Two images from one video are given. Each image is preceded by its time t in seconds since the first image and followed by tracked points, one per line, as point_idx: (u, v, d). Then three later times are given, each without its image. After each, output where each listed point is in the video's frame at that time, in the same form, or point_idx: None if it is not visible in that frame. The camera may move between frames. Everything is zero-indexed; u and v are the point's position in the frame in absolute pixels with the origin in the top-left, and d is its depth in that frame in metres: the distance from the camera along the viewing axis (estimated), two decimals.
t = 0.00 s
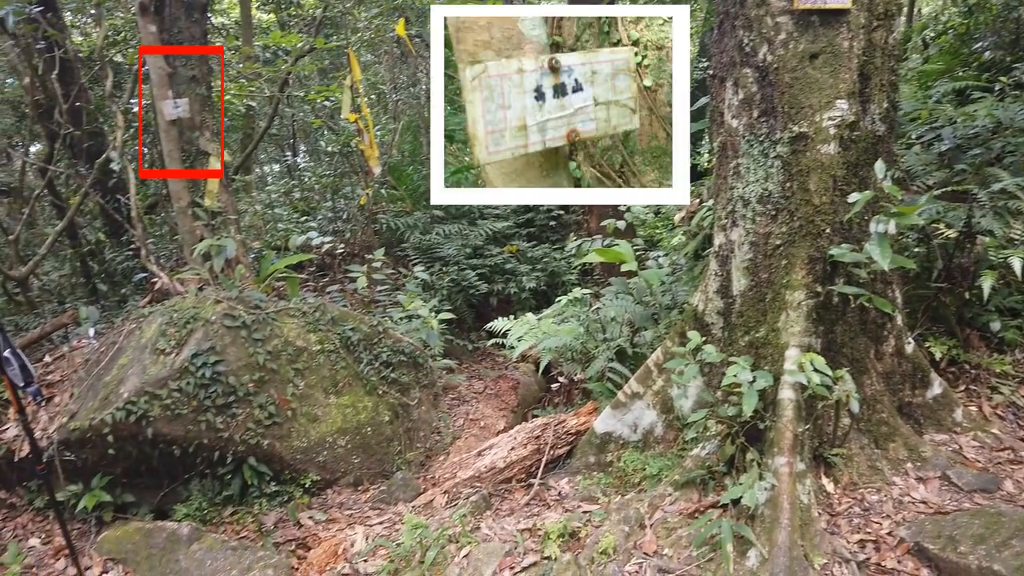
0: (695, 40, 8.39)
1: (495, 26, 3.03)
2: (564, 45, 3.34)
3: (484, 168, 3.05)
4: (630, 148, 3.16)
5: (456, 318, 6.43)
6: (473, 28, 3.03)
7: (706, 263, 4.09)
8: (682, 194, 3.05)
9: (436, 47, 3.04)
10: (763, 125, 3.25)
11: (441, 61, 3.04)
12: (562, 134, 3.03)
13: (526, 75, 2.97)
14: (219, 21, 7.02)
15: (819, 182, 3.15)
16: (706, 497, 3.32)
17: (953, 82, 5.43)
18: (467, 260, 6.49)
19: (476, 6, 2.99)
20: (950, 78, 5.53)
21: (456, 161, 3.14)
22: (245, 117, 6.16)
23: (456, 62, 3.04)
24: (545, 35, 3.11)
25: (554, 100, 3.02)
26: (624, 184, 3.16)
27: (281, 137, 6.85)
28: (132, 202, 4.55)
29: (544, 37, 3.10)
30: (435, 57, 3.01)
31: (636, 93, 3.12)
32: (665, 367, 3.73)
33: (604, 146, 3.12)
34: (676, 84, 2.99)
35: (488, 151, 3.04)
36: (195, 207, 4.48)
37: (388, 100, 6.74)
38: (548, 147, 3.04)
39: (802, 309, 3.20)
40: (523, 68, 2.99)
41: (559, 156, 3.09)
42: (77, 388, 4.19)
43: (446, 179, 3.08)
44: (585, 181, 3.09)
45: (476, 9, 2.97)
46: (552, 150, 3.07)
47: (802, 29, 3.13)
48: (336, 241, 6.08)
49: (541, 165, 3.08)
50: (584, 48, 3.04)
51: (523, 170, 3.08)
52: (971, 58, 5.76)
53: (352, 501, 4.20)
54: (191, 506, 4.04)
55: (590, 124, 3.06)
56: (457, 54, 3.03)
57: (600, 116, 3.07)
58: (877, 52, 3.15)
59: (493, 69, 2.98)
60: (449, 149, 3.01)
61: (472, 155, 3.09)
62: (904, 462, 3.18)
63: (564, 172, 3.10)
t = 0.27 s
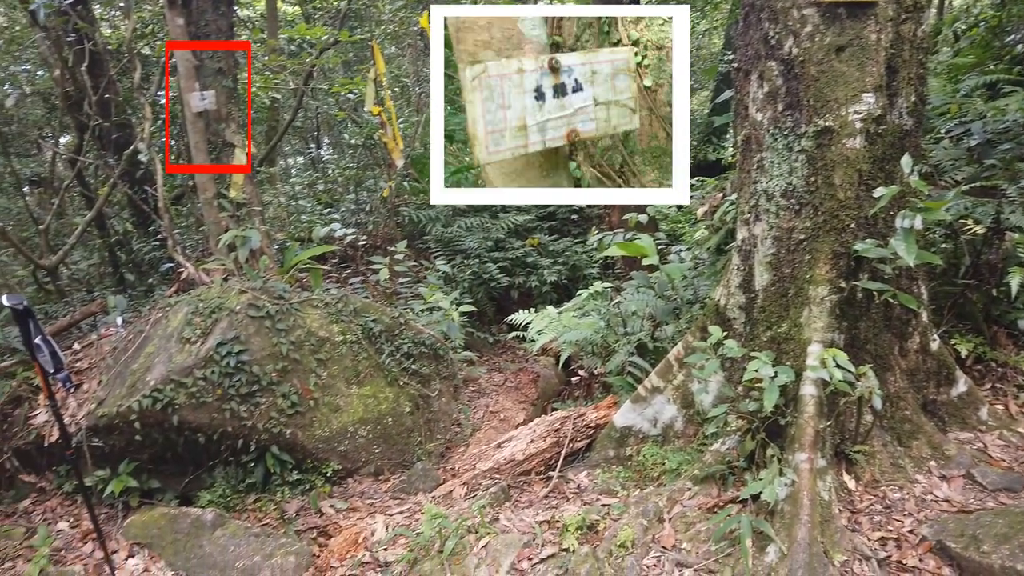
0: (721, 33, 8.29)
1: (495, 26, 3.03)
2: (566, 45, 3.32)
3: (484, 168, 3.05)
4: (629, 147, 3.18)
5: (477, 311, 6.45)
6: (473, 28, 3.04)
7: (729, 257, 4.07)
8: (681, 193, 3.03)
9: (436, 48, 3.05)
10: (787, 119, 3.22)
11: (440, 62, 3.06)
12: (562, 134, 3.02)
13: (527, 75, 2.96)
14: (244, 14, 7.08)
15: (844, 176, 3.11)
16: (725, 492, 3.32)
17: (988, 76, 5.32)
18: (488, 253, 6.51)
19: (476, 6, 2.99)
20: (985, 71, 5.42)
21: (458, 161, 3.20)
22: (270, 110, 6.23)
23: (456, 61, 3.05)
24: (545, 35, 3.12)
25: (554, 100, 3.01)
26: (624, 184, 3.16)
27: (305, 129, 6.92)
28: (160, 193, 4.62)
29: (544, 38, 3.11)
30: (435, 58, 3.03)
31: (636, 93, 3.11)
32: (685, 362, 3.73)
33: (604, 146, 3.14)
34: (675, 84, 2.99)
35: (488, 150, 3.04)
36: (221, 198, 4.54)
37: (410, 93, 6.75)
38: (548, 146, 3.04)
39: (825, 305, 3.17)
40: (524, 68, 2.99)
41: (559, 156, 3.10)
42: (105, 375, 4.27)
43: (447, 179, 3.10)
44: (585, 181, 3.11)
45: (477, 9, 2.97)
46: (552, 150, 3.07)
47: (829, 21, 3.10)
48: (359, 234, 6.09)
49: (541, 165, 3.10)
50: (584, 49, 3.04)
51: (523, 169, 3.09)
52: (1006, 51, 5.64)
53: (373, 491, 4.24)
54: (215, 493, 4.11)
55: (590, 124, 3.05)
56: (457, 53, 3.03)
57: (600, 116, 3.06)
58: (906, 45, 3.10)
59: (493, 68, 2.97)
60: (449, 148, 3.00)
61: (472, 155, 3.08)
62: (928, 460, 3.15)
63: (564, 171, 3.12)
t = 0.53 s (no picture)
0: (748, 26, 8.18)
1: (495, 26, 3.03)
2: (566, 44, 3.30)
3: (484, 168, 3.04)
4: (630, 148, 3.19)
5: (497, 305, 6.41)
6: (473, 28, 3.03)
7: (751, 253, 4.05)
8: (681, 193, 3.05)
9: (437, 47, 3.01)
10: (811, 114, 3.19)
11: (441, 60, 3.01)
12: (562, 134, 3.02)
13: (527, 75, 2.96)
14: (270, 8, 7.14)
15: (867, 172, 3.07)
16: (744, 489, 3.31)
17: None
18: (509, 247, 6.52)
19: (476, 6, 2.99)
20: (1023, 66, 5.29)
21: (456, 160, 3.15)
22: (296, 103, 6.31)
23: (456, 61, 3.04)
24: (545, 35, 3.12)
25: (554, 100, 3.00)
26: (624, 184, 3.16)
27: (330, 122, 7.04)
28: (185, 185, 4.67)
29: (544, 37, 3.11)
30: (435, 56, 2.99)
31: (636, 93, 3.11)
32: (705, 358, 3.72)
33: (604, 146, 3.15)
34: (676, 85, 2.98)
35: (488, 151, 3.04)
36: (245, 190, 4.59)
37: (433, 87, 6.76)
38: (548, 146, 3.04)
39: (847, 302, 3.14)
40: (523, 68, 2.98)
41: (559, 156, 3.10)
42: (130, 364, 4.34)
43: (446, 179, 3.08)
44: (585, 181, 3.12)
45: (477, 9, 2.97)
46: (552, 150, 3.07)
47: (854, 15, 3.06)
48: (381, 227, 6.10)
49: (541, 165, 3.10)
50: (585, 50, 3.04)
51: (523, 170, 3.09)
52: None
53: (392, 481, 4.27)
54: (237, 481, 4.17)
55: (590, 124, 3.05)
56: (457, 53, 3.02)
57: (600, 116, 3.06)
58: (933, 38, 3.05)
59: (493, 68, 2.97)
60: (449, 148, 2.99)
61: (472, 155, 3.07)
62: (950, 460, 3.12)
63: (564, 171, 3.12)
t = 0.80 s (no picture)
0: (774, 21, 8.05)
1: (495, 25, 3.05)
2: (568, 44, 3.17)
3: (484, 168, 3.09)
4: (630, 148, 3.19)
5: (516, 301, 6.33)
6: (473, 28, 3.06)
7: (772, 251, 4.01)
8: (681, 193, 3.05)
9: (437, 46, 3.04)
10: (835, 110, 3.14)
11: (441, 59, 3.03)
12: (562, 134, 3.07)
13: (527, 75, 3.01)
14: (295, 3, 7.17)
15: (893, 169, 3.02)
16: (762, 489, 3.28)
17: None
18: (530, 242, 6.45)
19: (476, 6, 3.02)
20: None
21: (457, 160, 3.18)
22: (319, 98, 6.36)
23: (456, 61, 3.08)
24: (545, 34, 3.12)
25: (554, 100, 3.05)
26: (624, 185, 3.18)
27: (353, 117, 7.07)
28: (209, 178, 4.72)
29: (545, 37, 3.11)
30: (435, 55, 3.01)
31: (637, 93, 3.14)
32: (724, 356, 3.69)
33: (604, 146, 3.16)
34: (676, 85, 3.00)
35: (488, 150, 3.09)
36: (268, 184, 4.61)
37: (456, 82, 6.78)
38: (548, 146, 3.08)
39: (870, 301, 3.09)
40: (523, 68, 3.03)
41: (559, 156, 3.13)
42: (153, 355, 4.40)
43: (446, 179, 3.13)
44: (585, 181, 3.14)
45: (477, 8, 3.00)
46: (552, 150, 3.11)
47: (881, 9, 3.01)
48: (402, 221, 6.11)
49: (541, 165, 3.13)
50: (584, 49, 3.14)
51: (523, 170, 3.13)
52: None
53: (409, 475, 4.29)
54: (256, 472, 4.21)
55: (590, 124, 3.09)
56: (457, 53, 3.06)
57: (600, 116, 3.10)
58: (962, 34, 2.99)
59: (493, 68, 3.02)
60: (449, 148, 3.03)
61: (472, 155, 3.11)
62: (975, 463, 3.07)
63: (564, 171, 3.16)
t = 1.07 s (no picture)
0: (807, 17, 7.89)
1: (495, 26, 3.11)
2: (569, 44, 3.23)
3: (484, 168, 3.16)
4: (629, 148, 3.26)
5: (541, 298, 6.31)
6: (473, 28, 3.12)
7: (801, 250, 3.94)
8: (679, 193, 3.16)
9: (437, 47, 3.11)
10: (867, 108, 3.07)
11: (441, 60, 3.11)
12: (562, 134, 3.13)
13: (526, 75, 3.07)
14: None
15: (926, 169, 2.95)
16: (786, 492, 3.23)
17: None
18: (555, 239, 6.38)
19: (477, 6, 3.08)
20: None
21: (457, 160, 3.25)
22: (346, 93, 6.41)
23: (456, 61, 3.13)
24: (545, 34, 3.18)
25: (554, 100, 3.11)
26: (624, 184, 3.26)
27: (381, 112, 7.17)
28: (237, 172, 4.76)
29: (545, 37, 3.17)
30: (435, 56, 3.09)
31: (637, 93, 3.21)
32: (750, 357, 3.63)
33: (605, 146, 3.23)
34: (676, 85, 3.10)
35: (488, 150, 3.15)
36: (294, 178, 4.63)
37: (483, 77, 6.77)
38: (548, 146, 3.14)
39: (900, 303, 3.02)
40: (523, 68, 3.09)
41: (559, 156, 3.19)
42: (180, 346, 4.45)
43: (447, 179, 3.21)
44: (585, 181, 3.22)
45: (477, 9, 3.06)
46: (552, 150, 3.17)
47: (916, 5, 2.94)
48: (427, 216, 6.11)
49: (541, 165, 3.20)
50: (584, 49, 3.22)
51: (523, 169, 3.20)
52: None
53: (431, 470, 4.30)
54: (279, 464, 4.24)
55: (590, 124, 3.16)
56: (457, 53, 3.12)
57: (600, 116, 3.16)
58: (1000, 30, 2.91)
59: (493, 69, 3.07)
60: (449, 148, 3.11)
61: (472, 155, 3.18)
62: (1006, 470, 3.02)
63: (564, 171, 3.22)
